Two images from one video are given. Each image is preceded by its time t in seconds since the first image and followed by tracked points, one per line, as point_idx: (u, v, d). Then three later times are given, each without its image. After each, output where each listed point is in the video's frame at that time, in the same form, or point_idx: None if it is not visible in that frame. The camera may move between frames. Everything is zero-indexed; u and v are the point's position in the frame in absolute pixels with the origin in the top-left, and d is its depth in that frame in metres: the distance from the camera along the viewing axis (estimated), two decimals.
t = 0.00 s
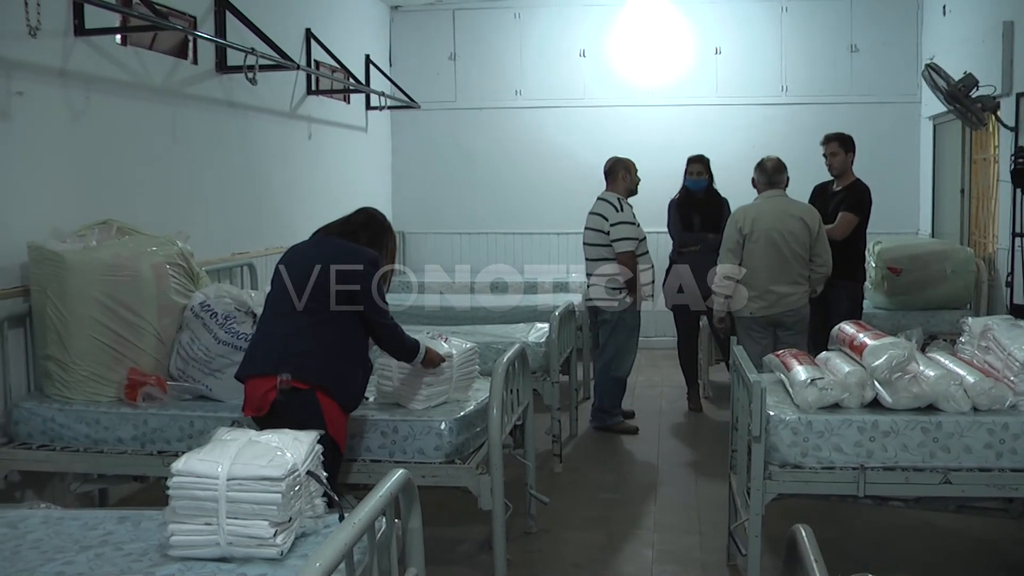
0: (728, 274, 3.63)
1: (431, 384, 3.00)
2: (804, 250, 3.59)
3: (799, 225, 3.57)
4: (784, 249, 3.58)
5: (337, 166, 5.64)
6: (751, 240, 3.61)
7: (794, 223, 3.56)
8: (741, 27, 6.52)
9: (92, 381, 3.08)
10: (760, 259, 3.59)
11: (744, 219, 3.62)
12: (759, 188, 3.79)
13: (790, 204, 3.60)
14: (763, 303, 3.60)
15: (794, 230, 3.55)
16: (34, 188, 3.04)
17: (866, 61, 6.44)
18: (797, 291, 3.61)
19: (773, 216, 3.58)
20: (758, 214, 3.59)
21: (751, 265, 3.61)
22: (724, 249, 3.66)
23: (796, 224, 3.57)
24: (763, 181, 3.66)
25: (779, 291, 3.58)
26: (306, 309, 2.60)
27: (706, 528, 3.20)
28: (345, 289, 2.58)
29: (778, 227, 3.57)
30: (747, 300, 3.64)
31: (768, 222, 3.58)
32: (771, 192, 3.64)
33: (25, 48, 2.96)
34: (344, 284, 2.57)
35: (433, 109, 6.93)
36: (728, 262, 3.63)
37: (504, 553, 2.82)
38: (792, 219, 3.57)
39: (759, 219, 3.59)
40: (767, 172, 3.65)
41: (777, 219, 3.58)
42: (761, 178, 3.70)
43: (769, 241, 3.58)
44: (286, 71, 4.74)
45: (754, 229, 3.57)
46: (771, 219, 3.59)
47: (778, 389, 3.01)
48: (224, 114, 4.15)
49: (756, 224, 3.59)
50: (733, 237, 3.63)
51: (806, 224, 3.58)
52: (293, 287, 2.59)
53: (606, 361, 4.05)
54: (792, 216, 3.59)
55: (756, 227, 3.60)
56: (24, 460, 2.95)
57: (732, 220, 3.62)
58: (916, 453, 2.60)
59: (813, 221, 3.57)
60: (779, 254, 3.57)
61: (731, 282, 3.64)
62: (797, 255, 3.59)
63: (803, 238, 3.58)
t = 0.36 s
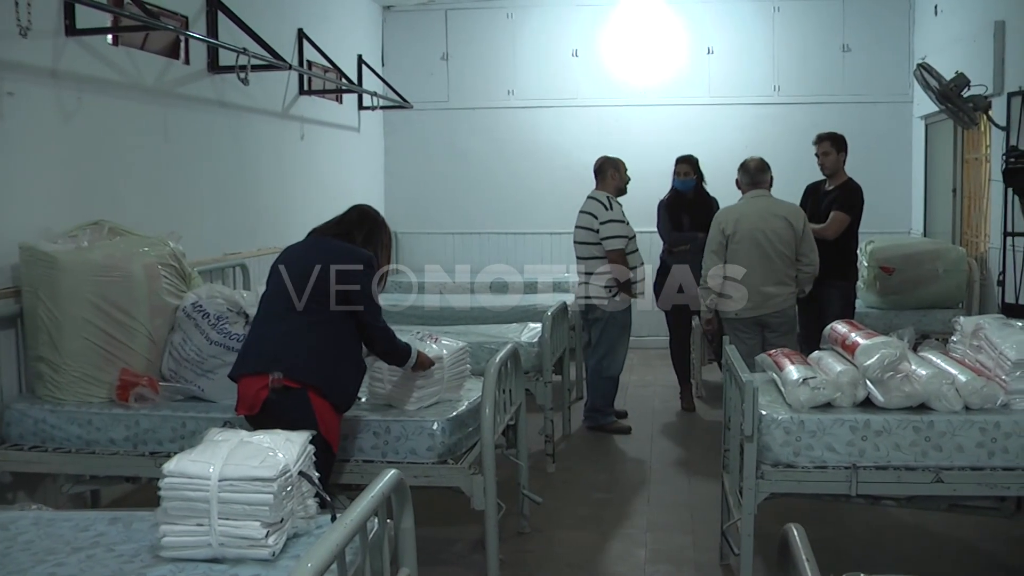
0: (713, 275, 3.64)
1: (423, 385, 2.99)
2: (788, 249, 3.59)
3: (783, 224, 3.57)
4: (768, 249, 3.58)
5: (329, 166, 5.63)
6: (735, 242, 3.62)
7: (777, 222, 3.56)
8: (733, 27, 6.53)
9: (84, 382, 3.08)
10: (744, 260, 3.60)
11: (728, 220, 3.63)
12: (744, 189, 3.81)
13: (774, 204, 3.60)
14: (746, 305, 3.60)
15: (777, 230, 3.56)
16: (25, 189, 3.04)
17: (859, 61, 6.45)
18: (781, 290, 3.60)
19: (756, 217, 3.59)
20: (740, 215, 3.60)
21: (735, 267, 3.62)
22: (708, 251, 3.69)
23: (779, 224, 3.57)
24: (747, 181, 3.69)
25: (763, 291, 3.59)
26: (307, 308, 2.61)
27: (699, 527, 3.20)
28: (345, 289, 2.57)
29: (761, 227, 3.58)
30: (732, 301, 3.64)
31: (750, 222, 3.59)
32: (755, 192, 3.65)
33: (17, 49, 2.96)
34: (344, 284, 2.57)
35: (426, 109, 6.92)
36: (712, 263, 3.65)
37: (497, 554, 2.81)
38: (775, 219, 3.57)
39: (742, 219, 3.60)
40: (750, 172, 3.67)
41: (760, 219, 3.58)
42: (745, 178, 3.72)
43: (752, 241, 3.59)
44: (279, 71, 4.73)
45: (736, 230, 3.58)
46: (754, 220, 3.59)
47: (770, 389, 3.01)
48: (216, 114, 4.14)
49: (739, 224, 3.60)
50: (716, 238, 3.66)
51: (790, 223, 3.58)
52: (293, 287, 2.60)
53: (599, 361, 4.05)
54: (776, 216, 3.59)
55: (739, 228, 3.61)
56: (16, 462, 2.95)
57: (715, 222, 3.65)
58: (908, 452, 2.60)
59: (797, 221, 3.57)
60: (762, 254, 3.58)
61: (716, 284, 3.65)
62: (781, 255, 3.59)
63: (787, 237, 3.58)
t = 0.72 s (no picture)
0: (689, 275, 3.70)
1: (407, 387, 2.99)
2: (766, 250, 3.60)
3: (760, 224, 3.60)
4: (746, 250, 3.60)
5: (314, 166, 5.62)
6: (711, 242, 3.66)
7: (753, 223, 3.59)
8: (717, 27, 6.54)
9: (66, 384, 3.06)
10: (721, 260, 3.64)
11: (705, 221, 3.68)
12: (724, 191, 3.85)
13: (750, 205, 3.63)
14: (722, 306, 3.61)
15: (753, 231, 3.58)
16: (7, 189, 3.02)
17: (843, 62, 6.47)
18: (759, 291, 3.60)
19: (732, 217, 3.63)
20: (717, 216, 3.65)
21: (712, 267, 3.66)
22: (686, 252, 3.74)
23: (755, 225, 3.59)
24: (725, 182, 3.72)
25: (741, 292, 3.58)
26: (306, 308, 2.60)
27: (684, 527, 3.20)
28: (343, 290, 2.61)
29: (737, 227, 3.61)
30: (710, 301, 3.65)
31: (726, 223, 3.63)
32: (732, 193, 3.69)
33: None
34: (345, 284, 2.60)
35: (411, 109, 6.92)
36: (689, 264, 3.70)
37: (481, 554, 2.81)
38: (751, 219, 3.60)
39: (718, 220, 3.65)
40: (729, 173, 3.69)
41: (736, 220, 3.62)
42: (723, 179, 3.75)
43: (727, 241, 3.63)
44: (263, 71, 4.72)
45: (712, 230, 3.63)
46: (730, 220, 3.63)
47: (755, 389, 3.01)
48: (200, 114, 4.13)
49: (715, 225, 3.65)
50: (694, 240, 3.72)
51: (766, 223, 3.60)
52: (292, 287, 2.59)
53: (582, 361, 4.05)
54: (752, 216, 3.61)
55: (716, 229, 3.66)
56: None
57: (692, 224, 3.71)
58: (892, 452, 2.61)
59: (774, 221, 3.59)
60: (738, 254, 3.61)
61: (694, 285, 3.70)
62: (759, 256, 3.61)
63: (764, 238, 3.60)
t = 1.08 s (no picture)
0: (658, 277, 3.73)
1: (379, 390, 2.97)
2: (735, 251, 3.65)
3: (728, 226, 3.63)
4: (713, 252, 3.65)
5: (287, 169, 5.60)
6: (681, 244, 3.69)
7: (722, 224, 3.62)
8: (688, 29, 6.56)
9: (36, 388, 3.04)
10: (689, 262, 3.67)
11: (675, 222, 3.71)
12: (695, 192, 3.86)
13: (721, 207, 3.66)
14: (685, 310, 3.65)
15: (722, 232, 3.62)
16: None
17: (815, 64, 6.51)
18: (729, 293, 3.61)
19: (701, 219, 3.65)
20: (686, 218, 3.68)
21: (679, 270, 3.69)
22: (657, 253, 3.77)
23: (726, 226, 3.63)
24: (697, 184, 3.73)
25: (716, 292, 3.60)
26: (306, 307, 2.62)
27: (657, 529, 3.21)
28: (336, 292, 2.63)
29: (706, 229, 3.64)
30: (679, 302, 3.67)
31: (695, 224, 3.66)
32: (702, 195, 3.71)
33: None
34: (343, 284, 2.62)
35: (383, 111, 6.90)
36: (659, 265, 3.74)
37: (453, 556, 2.80)
38: (720, 221, 3.63)
39: (687, 222, 3.67)
40: (701, 175, 3.71)
41: (706, 221, 3.65)
42: (695, 181, 3.76)
43: (696, 243, 3.66)
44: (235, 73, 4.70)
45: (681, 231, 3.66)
46: (698, 222, 3.66)
47: (727, 391, 3.01)
48: (170, 115, 4.10)
49: (684, 227, 3.68)
50: (664, 242, 3.75)
51: (734, 225, 3.63)
52: (293, 287, 2.59)
53: (555, 363, 4.05)
54: (721, 217, 3.64)
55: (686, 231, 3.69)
56: None
57: (663, 226, 3.75)
58: (863, 453, 2.62)
59: (743, 223, 3.62)
60: (707, 255, 3.65)
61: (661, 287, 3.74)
62: (728, 257, 3.65)
63: (733, 239, 3.63)
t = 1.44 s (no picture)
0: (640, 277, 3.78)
1: (365, 391, 2.97)
2: (718, 253, 3.64)
3: (710, 228, 3.63)
4: (691, 254, 3.65)
5: (272, 170, 5.59)
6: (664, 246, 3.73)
7: (705, 226, 3.63)
8: (672, 31, 6.58)
9: (20, 390, 3.03)
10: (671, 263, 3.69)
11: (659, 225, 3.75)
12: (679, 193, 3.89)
13: (703, 209, 3.67)
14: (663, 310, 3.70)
15: (704, 234, 3.63)
16: None
17: (800, 66, 6.53)
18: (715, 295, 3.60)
19: (683, 221, 3.68)
20: (669, 220, 3.72)
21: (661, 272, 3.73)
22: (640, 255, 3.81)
23: (708, 229, 3.64)
24: (681, 185, 3.77)
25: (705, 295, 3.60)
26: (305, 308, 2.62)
27: (643, 530, 3.21)
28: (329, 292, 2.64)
29: (688, 231, 3.67)
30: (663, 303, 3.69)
31: (677, 227, 3.69)
32: (687, 194, 3.74)
33: None
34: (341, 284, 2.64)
35: (368, 112, 6.90)
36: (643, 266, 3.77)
37: (438, 558, 2.80)
38: (703, 222, 3.64)
39: (671, 224, 3.71)
40: (684, 176, 3.74)
41: (688, 223, 3.67)
42: (678, 183, 3.79)
43: (678, 245, 3.68)
44: (220, 75, 4.70)
45: (663, 234, 3.70)
46: (680, 225, 3.69)
47: (712, 392, 3.01)
48: (154, 117, 4.09)
49: (667, 229, 3.72)
50: (648, 244, 3.79)
51: (717, 226, 3.64)
52: (293, 287, 2.58)
53: (541, 364, 4.05)
54: (704, 219, 3.65)
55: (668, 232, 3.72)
56: None
57: (648, 228, 3.79)
58: (847, 454, 2.62)
59: (725, 224, 3.62)
60: (688, 258, 3.66)
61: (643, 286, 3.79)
62: (711, 259, 3.64)
63: (715, 241, 3.63)
